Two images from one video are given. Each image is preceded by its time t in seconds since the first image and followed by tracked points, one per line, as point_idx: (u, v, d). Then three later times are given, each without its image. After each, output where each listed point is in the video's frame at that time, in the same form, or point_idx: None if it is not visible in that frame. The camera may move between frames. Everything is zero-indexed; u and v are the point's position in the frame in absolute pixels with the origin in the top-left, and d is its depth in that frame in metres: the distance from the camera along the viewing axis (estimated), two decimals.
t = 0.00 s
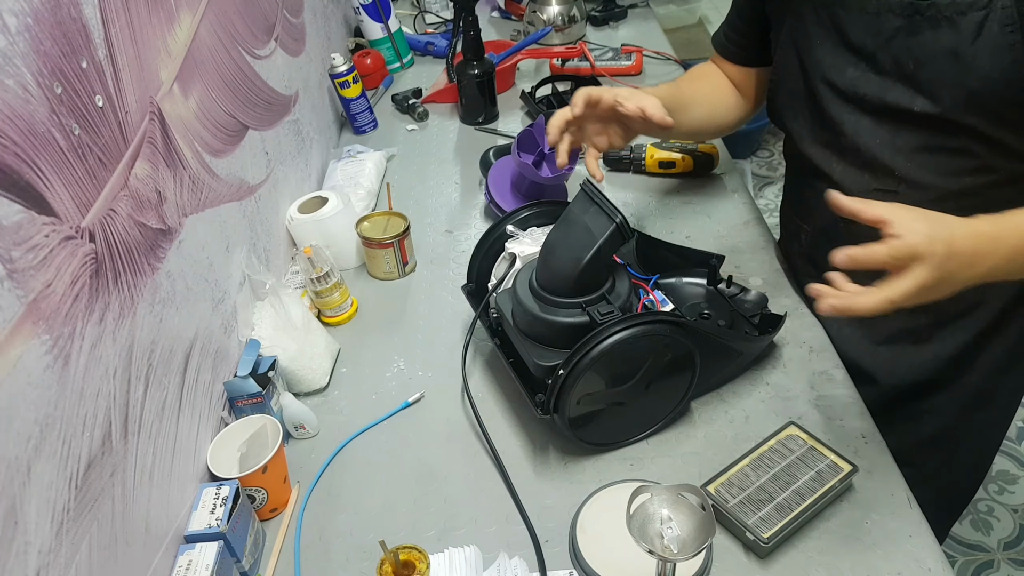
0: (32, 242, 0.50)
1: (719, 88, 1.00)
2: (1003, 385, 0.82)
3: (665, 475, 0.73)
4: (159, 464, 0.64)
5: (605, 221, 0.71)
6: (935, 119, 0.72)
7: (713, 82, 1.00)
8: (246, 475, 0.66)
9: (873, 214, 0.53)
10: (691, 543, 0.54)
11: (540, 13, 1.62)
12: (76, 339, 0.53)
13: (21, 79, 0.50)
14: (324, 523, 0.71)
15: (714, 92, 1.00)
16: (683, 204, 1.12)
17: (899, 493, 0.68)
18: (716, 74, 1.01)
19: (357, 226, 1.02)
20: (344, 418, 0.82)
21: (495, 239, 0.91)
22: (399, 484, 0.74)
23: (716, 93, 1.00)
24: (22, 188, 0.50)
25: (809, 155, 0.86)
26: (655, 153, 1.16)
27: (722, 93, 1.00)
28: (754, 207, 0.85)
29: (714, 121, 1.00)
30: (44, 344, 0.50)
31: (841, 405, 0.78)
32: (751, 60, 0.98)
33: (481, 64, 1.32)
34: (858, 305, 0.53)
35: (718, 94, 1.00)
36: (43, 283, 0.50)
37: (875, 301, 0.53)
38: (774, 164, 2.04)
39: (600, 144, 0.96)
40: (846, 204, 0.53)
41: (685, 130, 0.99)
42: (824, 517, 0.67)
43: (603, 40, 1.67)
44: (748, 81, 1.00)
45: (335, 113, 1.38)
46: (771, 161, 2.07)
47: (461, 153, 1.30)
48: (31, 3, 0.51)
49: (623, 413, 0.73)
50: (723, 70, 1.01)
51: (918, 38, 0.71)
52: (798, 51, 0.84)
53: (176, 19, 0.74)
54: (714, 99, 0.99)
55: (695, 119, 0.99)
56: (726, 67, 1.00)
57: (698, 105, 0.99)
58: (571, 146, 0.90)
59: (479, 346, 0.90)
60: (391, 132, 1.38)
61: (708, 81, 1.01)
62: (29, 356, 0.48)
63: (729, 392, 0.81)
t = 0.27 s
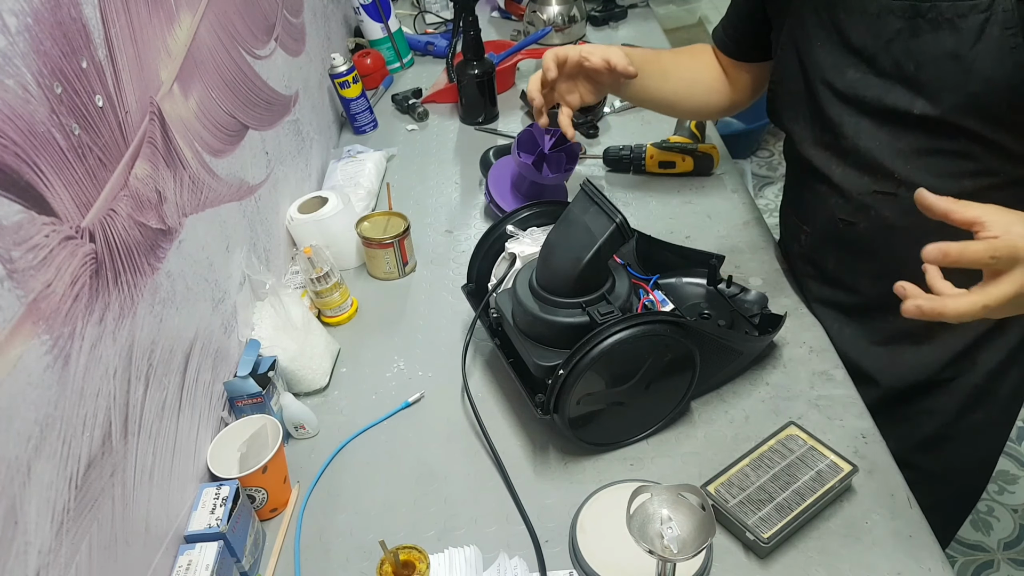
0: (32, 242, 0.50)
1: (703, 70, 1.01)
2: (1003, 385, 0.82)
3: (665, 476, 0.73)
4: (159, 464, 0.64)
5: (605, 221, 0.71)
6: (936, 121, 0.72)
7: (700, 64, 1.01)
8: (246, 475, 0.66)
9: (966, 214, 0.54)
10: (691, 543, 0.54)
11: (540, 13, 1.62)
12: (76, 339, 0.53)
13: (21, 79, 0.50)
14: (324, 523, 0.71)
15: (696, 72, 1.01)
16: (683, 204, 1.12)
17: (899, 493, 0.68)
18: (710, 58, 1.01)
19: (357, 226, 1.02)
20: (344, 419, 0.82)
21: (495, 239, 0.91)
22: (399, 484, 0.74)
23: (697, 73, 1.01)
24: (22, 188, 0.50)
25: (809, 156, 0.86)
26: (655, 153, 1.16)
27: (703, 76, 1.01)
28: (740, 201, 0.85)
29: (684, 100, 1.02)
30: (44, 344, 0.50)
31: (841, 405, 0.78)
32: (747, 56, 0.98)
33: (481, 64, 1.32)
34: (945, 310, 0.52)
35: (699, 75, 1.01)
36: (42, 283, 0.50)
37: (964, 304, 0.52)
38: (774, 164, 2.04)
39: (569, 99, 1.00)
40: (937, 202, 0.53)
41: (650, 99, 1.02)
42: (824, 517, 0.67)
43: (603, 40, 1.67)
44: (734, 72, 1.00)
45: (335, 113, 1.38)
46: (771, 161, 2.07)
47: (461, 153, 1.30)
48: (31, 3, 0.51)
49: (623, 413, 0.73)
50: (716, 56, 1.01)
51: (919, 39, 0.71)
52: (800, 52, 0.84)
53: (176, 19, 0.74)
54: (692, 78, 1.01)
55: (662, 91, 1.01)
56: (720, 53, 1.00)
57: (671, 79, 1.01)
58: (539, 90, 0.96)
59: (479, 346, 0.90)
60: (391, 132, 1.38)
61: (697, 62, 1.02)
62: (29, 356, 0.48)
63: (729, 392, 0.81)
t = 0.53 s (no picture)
0: (32, 242, 0.50)
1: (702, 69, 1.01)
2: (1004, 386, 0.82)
3: (665, 476, 0.73)
4: (159, 464, 0.64)
5: (605, 221, 0.71)
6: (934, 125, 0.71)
7: (699, 62, 1.01)
8: (246, 475, 0.66)
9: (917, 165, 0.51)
10: (691, 543, 0.54)
11: (540, 13, 1.62)
12: (76, 339, 0.53)
13: (21, 79, 0.50)
14: (324, 523, 0.71)
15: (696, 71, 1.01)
16: (683, 204, 1.12)
17: (899, 493, 0.68)
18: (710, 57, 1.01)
19: (357, 226, 1.02)
20: (344, 419, 0.82)
21: (495, 239, 0.91)
22: (399, 484, 0.74)
23: (696, 72, 1.01)
24: (22, 188, 0.50)
25: (808, 158, 0.85)
26: (655, 153, 1.16)
27: (703, 75, 1.01)
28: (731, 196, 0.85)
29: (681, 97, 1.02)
30: (44, 344, 0.50)
31: (841, 405, 0.78)
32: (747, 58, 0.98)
33: (481, 64, 1.32)
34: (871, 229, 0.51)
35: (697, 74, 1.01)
36: (43, 283, 0.50)
37: (886, 225, 0.51)
38: (774, 164, 2.05)
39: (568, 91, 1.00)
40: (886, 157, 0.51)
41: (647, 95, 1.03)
42: (824, 517, 0.67)
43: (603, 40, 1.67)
44: (733, 74, 1.00)
45: (335, 113, 1.38)
46: (771, 161, 2.07)
47: (461, 153, 1.30)
48: (31, 3, 0.51)
49: (623, 413, 0.73)
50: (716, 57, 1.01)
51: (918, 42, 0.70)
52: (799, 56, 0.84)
53: (176, 19, 0.74)
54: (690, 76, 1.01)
55: (658, 88, 1.02)
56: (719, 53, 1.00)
57: (669, 77, 1.02)
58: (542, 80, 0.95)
59: (479, 346, 0.90)
60: (391, 132, 1.38)
61: (696, 60, 1.02)
62: (30, 356, 0.48)
63: (729, 392, 0.81)
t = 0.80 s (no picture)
0: (32, 242, 0.50)
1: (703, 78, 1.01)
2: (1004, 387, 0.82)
3: (665, 476, 0.73)
4: (159, 464, 0.64)
5: (605, 221, 0.71)
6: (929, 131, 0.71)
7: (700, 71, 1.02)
8: (246, 475, 0.66)
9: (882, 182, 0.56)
10: (691, 543, 0.54)
11: (540, 13, 1.62)
12: (76, 339, 0.53)
13: (21, 79, 0.50)
14: (324, 523, 0.71)
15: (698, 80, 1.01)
16: (683, 204, 1.12)
17: (899, 493, 0.68)
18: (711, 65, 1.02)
19: (357, 227, 1.02)
20: (344, 419, 0.82)
21: (495, 239, 0.91)
22: (399, 484, 0.74)
23: (697, 81, 1.01)
24: (22, 188, 0.50)
25: (805, 162, 0.85)
26: (655, 153, 1.16)
27: (704, 84, 1.01)
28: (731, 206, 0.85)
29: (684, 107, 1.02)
30: (44, 344, 0.50)
31: (841, 405, 0.78)
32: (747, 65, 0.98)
33: (481, 64, 1.32)
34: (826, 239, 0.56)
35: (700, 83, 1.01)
36: (42, 283, 0.50)
37: (842, 238, 0.55)
38: (774, 164, 2.05)
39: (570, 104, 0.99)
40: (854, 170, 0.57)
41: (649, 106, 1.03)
42: (824, 517, 0.67)
43: (603, 40, 1.67)
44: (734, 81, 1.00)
45: (335, 113, 1.38)
46: (771, 161, 2.07)
47: (461, 153, 1.30)
48: (31, 3, 0.51)
49: (623, 413, 0.73)
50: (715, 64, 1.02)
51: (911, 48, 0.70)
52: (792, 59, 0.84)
53: (176, 19, 0.74)
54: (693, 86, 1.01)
55: (661, 99, 1.02)
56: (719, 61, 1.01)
57: (670, 87, 1.02)
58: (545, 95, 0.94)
59: (479, 346, 0.90)
60: (391, 132, 1.38)
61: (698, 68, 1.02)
62: (29, 356, 0.48)
63: (729, 392, 0.81)
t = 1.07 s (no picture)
0: (32, 242, 0.50)
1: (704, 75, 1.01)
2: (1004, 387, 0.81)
3: (665, 476, 0.73)
4: (159, 464, 0.64)
5: (605, 221, 0.71)
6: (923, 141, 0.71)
7: (701, 68, 1.02)
8: (246, 475, 0.66)
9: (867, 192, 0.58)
10: (691, 543, 0.54)
11: (540, 13, 1.62)
12: (76, 339, 0.53)
13: (21, 79, 0.50)
14: (324, 523, 0.71)
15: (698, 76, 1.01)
16: (683, 204, 1.12)
17: (899, 493, 0.68)
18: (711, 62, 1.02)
19: (357, 227, 1.02)
20: (344, 419, 0.82)
21: (495, 239, 0.91)
22: (399, 484, 0.74)
23: (697, 77, 1.01)
24: (22, 188, 0.50)
25: (802, 169, 0.85)
26: (655, 153, 1.16)
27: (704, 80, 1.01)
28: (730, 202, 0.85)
29: (682, 103, 1.02)
30: (44, 344, 0.50)
31: (841, 405, 0.78)
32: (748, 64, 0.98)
33: (481, 64, 1.32)
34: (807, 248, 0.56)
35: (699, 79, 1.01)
36: (42, 283, 0.50)
37: (820, 249, 0.55)
38: (774, 164, 2.05)
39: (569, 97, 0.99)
40: (839, 181, 0.60)
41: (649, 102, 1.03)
42: (824, 517, 0.67)
43: (603, 40, 1.67)
44: (734, 79, 1.00)
45: (335, 113, 1.38)
46: (770, 161, 2.07)
47: (461, 153, 1.30)
48: (31, 3, 0.51)
49: (623, 413, 0.73)
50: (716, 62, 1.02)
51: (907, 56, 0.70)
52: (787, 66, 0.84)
53: (176, 19, 0.74)
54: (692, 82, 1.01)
55: (662, 95, 1.02)
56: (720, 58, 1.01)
57: (672, 83, 1.02)
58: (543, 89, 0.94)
59: (479, 346, 0.90)
60: (391, 132, 1.38)
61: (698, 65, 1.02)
62: (29, 356, 0.48)
63: (728, 392, 0.81)
